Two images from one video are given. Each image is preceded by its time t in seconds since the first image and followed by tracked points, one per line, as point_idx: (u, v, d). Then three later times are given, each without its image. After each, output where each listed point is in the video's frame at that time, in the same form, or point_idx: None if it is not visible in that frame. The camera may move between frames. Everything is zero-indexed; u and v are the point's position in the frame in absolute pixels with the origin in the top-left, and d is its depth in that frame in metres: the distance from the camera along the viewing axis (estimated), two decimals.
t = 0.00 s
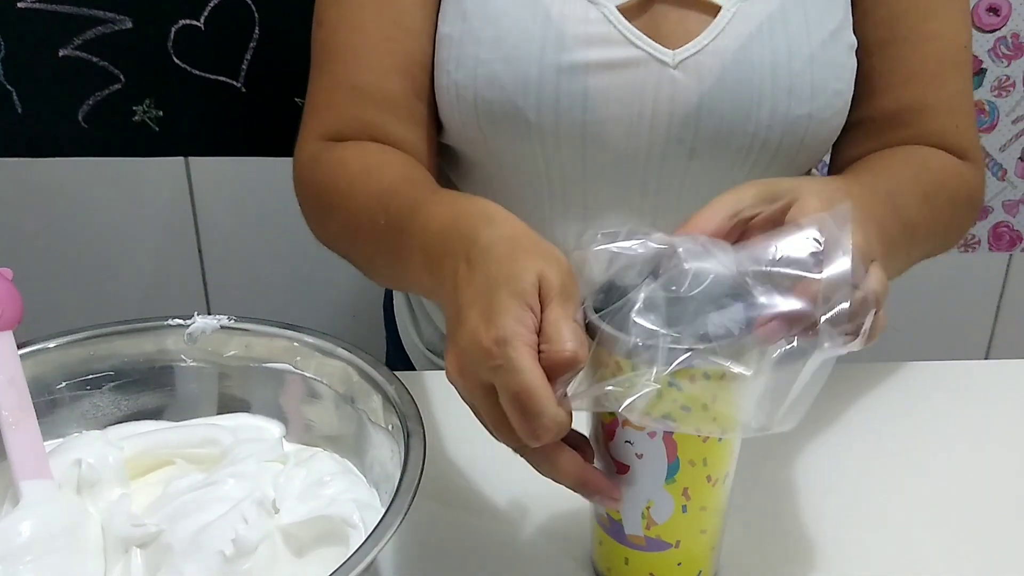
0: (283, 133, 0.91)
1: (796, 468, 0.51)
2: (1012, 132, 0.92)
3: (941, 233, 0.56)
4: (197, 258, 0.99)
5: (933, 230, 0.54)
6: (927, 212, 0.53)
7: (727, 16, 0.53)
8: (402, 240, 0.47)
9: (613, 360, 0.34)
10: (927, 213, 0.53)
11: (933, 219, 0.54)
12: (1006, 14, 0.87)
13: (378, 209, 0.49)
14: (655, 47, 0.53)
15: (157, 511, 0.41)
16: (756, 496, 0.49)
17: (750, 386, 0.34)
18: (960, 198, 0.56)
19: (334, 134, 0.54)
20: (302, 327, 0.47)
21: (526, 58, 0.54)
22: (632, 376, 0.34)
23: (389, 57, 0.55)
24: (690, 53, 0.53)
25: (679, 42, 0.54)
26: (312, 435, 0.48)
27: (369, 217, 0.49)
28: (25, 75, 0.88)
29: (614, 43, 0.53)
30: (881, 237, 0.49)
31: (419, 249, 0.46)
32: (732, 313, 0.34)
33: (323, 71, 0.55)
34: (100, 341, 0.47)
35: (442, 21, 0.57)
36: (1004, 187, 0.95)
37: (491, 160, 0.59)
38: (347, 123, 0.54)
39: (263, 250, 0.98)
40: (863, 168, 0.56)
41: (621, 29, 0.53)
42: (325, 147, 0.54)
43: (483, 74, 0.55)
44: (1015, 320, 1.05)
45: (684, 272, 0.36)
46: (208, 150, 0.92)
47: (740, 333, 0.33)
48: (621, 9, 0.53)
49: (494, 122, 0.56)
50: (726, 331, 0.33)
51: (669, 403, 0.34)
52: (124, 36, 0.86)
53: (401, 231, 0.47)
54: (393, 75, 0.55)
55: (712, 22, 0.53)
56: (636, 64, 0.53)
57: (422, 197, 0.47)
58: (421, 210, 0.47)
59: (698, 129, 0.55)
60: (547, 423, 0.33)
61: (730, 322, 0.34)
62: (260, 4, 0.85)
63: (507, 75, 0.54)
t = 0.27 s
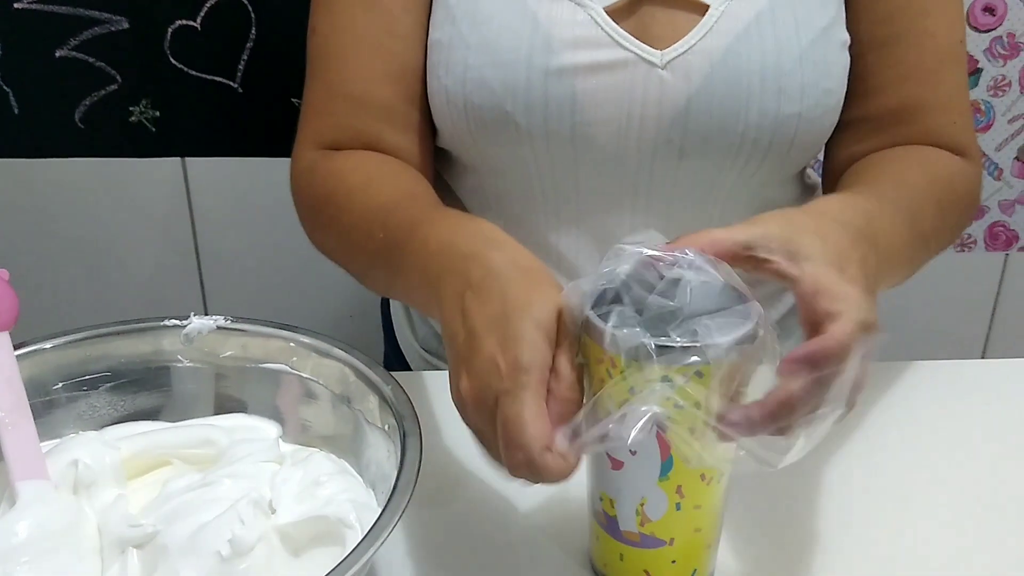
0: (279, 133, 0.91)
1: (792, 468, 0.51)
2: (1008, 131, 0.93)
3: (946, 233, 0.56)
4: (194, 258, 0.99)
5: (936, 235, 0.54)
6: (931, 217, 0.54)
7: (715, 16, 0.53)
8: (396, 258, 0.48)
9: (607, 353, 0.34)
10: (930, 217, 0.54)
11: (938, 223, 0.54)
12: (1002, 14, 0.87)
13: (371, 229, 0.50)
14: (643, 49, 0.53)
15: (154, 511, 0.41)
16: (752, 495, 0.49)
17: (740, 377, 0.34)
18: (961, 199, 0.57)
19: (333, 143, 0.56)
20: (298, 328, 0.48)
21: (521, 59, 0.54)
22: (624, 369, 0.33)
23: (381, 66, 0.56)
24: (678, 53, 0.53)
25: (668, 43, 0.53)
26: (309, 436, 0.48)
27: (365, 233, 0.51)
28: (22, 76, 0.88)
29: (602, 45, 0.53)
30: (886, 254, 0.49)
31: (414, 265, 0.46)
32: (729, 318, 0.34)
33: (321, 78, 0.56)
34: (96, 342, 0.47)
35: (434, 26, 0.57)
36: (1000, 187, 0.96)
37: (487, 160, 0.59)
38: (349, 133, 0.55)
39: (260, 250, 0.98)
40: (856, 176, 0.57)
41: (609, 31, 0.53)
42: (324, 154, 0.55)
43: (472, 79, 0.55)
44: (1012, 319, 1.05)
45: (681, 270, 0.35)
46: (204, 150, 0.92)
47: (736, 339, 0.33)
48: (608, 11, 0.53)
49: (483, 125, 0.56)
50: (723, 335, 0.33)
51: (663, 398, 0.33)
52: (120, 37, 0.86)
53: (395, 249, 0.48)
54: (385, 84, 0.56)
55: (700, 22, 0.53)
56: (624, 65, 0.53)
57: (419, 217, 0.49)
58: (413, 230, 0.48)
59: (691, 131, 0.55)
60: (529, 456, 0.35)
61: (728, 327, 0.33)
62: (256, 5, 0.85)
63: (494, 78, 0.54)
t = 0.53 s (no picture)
0: (278, 133, 0.92)
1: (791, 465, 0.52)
2: (1006, 130, 0.93)
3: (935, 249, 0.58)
4: (193, 258, 0.99)
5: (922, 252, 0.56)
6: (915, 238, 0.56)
7: (715, 21, 0.53)
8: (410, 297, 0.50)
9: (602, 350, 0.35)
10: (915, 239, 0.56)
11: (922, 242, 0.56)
12: (999, 13, 0.87)
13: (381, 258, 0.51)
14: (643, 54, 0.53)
15: (154, 511, 0.41)
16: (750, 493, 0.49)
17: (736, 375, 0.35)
18: (948, 215, 0.58)
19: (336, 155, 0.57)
20: (297, 327, 0.48)
21: (519, 62, 0.54)
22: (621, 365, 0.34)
23: (379, 73, 0.56)
24: (678, 60, 0.53)
25: (668, 48, 0.54)
26: (309, 435, 0.48)
27: (374, 263, 0.51)
28: (20, 76, 0.88)
29: (602, 51, 0.53)
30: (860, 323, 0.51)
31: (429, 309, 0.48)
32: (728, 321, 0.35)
33: (322, 84, 0.56)
34: (95, 342, 0.47)
35: (430, 35, 0.57)
36: (997, 185, 0.96)
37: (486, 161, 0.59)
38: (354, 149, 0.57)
39: (258, 250, 0.98)
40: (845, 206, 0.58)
41: (608, 37, 0.53)
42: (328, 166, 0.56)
43: (470, 86, 0.55)
44: (1009, 318, 1.06)
45: (682, 285, 0.36)
46: (203, 150, 0.92)
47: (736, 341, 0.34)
48: (607, 16, 0.54)
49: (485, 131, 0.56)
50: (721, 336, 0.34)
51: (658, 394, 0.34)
52: (119, 37, 0.86)
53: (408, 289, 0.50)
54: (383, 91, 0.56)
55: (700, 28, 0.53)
56: (623, 71, 0.53)
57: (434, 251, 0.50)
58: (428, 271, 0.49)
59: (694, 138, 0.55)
60: (537, 486, 0.37)
61: (727, 330, 0.34)
62: (255, 5, 0.85)
63: (493, 85, 0.54)
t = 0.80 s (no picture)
0: (279, 130, 0.92)
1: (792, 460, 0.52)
2: (1007, 127, 0.93)
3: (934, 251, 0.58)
4: (194, 255, 0.99)
5: (921, 257, 0.57)
6: (913, 244, 0.57)
7: (720, 15, 0.53)
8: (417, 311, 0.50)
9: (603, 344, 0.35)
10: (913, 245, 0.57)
11: (920, 246, 0.57)
12: (1000, 10, 0.87)
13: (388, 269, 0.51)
14: (647, 49, 0.53)
15: (156, 505, 0.41)
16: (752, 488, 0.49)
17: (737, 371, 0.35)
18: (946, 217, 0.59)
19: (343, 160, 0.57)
20: (298, 322, 0.48)
21: (522, 58, 0.54)
22: (622, 362, 0.34)
23: (383, 73, 0.56)
24: (682, 53, 0.53)
25: (671, 43, 0.54)
26: (311, 430, 0.48)
27: (380, 276, 0.51)
28: (22, 73, 0.88)
29: (606, 46, 0.53)
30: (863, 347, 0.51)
31: (436, 324, 0.49)
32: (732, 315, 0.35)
33: (327, 81, 0.56)
34: (96, 336, 0.48)
35: (435, 30, 0.57)
36: (998, 182, 0.96)
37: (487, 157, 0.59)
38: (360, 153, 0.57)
39: (259, 246, 0.98)
40: (846, 214, 0.59)
41: (612, 32, 0.53)
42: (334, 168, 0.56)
43: (474, 82, 0.55)
44: (1010, 315, 1.06)
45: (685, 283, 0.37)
46: (204, 147, 0.92)
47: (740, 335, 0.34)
48: (610, 12, 0.54)
49: (488, 127, 0.56)
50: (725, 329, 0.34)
51: (659, 390, 0.34)
52: (119, 34, 0.86)
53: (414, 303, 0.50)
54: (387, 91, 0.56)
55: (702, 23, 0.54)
56: (627, 66, 0.53)
57: (441, 267, 0.51)
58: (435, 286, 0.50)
59: (698, 135, 0.55)
60: (546, 516, 0.38)
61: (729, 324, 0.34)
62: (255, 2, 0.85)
63: (496, 81, 0.54)
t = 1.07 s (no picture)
0: (279, 130, 0.92)
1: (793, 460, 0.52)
2: (1007, 126, 0.93)
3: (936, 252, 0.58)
4: (194, 254, 0.99)
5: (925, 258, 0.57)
6: (916, 245, 0.57)
7: (716, 3, 0.54)
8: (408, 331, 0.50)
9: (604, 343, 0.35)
10: (916, 247, 0.56)
11: (924, 247, 0.57)
12: (1001, 9, 0.87)
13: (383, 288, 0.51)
14: (645, 36, 0.53)
15: (156, 505, 0.41)
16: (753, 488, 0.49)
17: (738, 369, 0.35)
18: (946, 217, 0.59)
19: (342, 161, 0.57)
20: (299, 322, 0.48)
21: (522, 46, 0.54)
22: (623, 361, 0.34)
23: (391, 63, 0.56)
24: (680, 38, 0.53)
25: (668, 29, 0.54)
26: (310, 430, 0.48)
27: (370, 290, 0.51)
28: (22, 73, 0.88)
29: (604, 31, 0.53)
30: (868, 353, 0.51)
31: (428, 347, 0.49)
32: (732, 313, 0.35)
33: (330, 79, 0.56)
34: (97, 336, 0.48)
35: (436, 18, 0.57)
36: (999, 182, 0.96)
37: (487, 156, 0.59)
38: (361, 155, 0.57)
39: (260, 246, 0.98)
40: (849, 218, 0.59)
41: (611, 18, 0.53)
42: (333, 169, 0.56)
43: (474, 68, 0.55)
44: (1011, 314, 1.05)
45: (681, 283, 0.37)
46: (204, 147, 0.92)
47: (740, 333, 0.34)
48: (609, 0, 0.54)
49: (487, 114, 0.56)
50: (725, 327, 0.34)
51: (660, 389, 0.34)
52: (120, 34, 0.86)
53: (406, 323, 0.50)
54: (396, 82, 0.56)
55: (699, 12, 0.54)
56: (626, 50, 0.54)
57: (435, 286, 0.51)
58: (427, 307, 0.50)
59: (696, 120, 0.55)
60: (525, 544, 0.39)
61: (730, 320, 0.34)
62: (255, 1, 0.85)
63: (495, 66, 0.55)
